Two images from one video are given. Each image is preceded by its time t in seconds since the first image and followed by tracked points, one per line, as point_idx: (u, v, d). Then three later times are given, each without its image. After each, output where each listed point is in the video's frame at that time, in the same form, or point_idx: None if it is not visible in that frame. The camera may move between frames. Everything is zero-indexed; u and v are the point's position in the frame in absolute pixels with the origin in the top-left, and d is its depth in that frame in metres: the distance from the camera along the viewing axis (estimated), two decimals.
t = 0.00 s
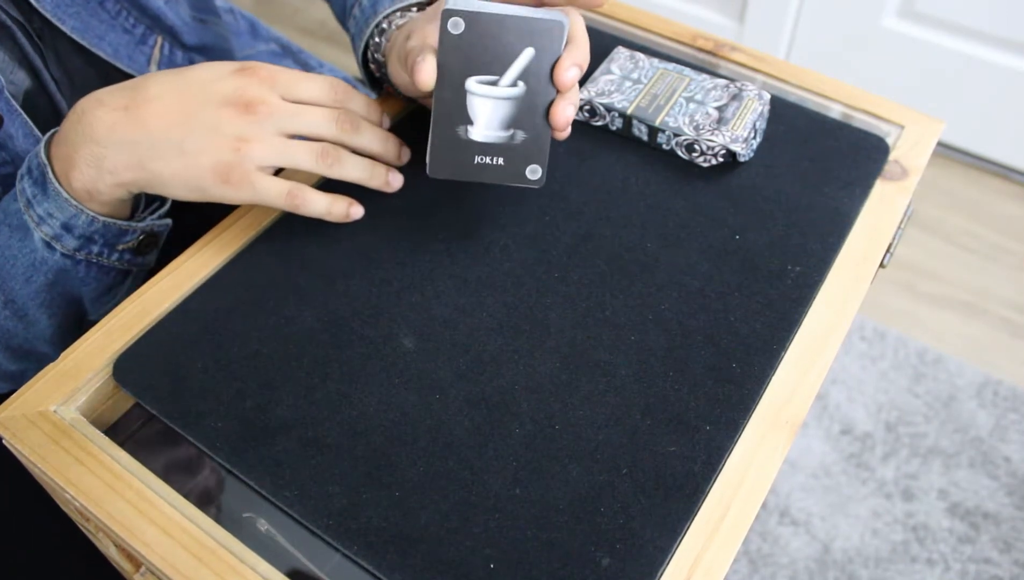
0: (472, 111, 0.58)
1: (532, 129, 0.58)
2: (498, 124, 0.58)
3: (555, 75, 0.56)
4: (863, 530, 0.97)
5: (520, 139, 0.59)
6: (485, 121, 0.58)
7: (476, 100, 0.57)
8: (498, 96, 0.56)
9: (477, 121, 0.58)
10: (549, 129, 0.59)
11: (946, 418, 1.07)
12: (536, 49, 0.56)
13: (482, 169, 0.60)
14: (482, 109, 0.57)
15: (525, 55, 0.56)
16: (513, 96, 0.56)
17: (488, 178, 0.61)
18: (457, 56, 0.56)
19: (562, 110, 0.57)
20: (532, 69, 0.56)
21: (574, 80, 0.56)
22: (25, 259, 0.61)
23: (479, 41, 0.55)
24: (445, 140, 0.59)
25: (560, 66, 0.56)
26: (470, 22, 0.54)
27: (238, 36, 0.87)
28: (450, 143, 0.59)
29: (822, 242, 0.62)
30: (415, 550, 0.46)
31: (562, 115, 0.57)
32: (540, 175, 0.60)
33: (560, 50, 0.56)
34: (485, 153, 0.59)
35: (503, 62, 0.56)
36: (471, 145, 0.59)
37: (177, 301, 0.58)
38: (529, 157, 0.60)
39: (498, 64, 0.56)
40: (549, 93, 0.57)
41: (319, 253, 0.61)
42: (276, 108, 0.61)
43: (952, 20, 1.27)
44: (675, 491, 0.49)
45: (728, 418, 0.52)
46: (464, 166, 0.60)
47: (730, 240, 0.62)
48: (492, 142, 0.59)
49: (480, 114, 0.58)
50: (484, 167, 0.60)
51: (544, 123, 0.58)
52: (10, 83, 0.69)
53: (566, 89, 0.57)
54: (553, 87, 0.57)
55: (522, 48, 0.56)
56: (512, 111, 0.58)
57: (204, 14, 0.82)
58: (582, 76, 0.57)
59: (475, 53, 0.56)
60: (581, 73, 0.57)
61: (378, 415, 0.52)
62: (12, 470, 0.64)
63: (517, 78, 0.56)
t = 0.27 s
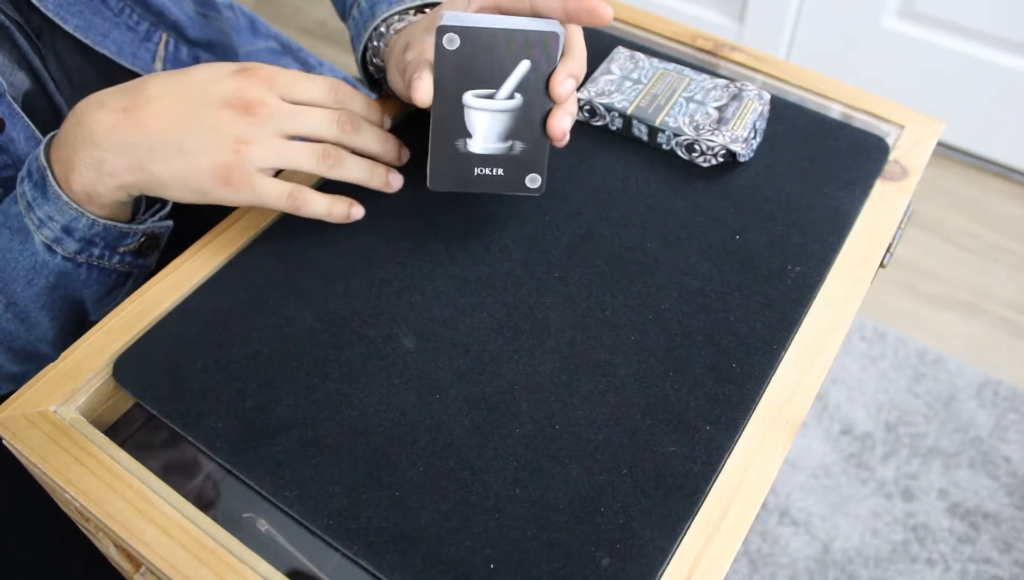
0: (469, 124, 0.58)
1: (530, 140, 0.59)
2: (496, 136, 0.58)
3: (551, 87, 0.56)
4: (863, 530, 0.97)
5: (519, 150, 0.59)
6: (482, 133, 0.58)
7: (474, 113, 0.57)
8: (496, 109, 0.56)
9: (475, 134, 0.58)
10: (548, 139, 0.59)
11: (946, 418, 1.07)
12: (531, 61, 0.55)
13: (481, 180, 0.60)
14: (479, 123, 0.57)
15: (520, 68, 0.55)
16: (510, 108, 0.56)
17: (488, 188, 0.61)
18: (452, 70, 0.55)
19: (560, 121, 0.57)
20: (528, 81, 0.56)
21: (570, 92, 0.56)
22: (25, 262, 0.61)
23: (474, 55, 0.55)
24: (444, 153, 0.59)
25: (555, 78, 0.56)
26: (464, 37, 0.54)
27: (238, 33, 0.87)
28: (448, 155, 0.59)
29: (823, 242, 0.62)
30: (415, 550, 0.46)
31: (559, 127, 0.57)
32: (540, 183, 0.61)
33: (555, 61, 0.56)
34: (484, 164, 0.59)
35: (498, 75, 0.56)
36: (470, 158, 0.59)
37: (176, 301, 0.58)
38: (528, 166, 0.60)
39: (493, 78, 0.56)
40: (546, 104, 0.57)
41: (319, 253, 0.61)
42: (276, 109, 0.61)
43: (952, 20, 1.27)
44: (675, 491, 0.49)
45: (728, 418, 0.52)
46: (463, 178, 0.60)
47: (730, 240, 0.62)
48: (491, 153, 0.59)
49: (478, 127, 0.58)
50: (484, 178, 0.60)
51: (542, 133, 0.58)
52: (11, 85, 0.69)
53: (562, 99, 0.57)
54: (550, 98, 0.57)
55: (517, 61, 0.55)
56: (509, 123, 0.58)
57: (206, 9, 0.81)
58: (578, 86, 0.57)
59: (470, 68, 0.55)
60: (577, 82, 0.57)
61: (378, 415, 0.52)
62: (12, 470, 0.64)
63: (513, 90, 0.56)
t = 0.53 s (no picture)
0: (469, 105, 0.58)
1: (530, 123, 0.59)
2: (496, 117, 0.58)
3: (551, 68, 0.56)
4: (863, 530, 0.97)
5: (519, 133, 0.59)
6: (483, 115, 0.58)
7: (474, 94, 0.57)
8: (496, 88, 0.56)
9: (475, 115, 0.58)
10: (548, 123, 0.59)
11: (946, 418, 1.07)
12: (533, 42, 0.56)
13: (480, 164, 0.60)
14: (479, 103, 0.57)
15: (522, 47, 0.56)
16: (510, 88, 0.57)
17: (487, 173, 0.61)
18: (454, 48, 0.56)
19: (560, 103, 0.57)
20: (528, 62, 0.57)
21: (572, 73, 0.56)
22: (25, 262, 0.61)
23: (476, 33, 0.55)
24: (444, 136, 0.59)
25: (556, 59, 0.56)
26: (466, 13, 0.55)
27: (238, 33, 0.88)
28: (447, 136, 0.59)
29: (823, 242, 0.62)
30: (415, 550, 0.46)
31: (560, 109, 0.57)
32: (539, 169, 0.60)
33: (556, 42, 0.56)
34: (483, 147, 0.59)
35: (500, 54, 0.56)
36: (469, 140, 0.59)
37: (176, 301, 0.58)
38: (528, 151, 0.59)
39: (495, 57, 0.56)
40: (546, 87, 0.57)
41: (319, 253, 0.61)
42: (276, 111, 0.61)
43: (953, 20, 1.27)
44: (675, 491, 0.49)
45: (728, 418, 0.52)
46: (462, 162, 0.60)
47: (730, 240, 0.62)
48: (491, 136, 0.59)
49: (478, 108, 0.58)
50: (484, 162, 0.60)
51: (541, 118, 0.58)
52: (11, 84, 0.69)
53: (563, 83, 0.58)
54: (550, 81, 0.57)
55: (518, 41, 0.56)
56: (509, 104, 0.58)
57: (204, 9, 0.81)
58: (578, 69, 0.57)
59: (472, 45, 0.56)
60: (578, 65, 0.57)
61: (378, 415, 0.52)
62: (12, 470, 0.64)
63: (514, 70, 0.57)
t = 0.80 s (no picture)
0: (464, 98, 0.58)
1: (526, 118, 0.59)
2: (491, 111, 0.58)
3: (547, 62, 0.56)
4: (863, 530, 0.97)
5: (514, 128, 0.59)
6: (478, 109, 0.58)
7: (469, 87, 0.57)
8: (491, 82, 0.56)
9: (470, 109, 0.58)
10: (543, 118, 0.59)
11: (946, 418, 1.07)
12: (529, 36, 0.56)
13: (475, 158, 0.60)
14: (474, 96, 0.57)
15: (518, 41, 0.56)
16: (505, 82, 0.57)
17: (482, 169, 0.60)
18: (449, 42, 0.56)
19: (555, 97, 0.57)
20: (524, 56, 0.57)
21: (568, 66, 0.57)
22: (24, 262, 0.62)
23: (471, 27, 0.56)
24: (439, 130, 0.59)
25: (552, 53, 0.56)
26: (461, 8, 0.55)
27: (238, 33, 0.87)
28: (441, 130, 0.59)
29: (822, 242, 0.62)
30: (415, 550, 0.46)
31: (555, 103, 0.57)
32: (534, 164, 0.60)
33: (553, 36, 0.56)
34: (478, 142, 0.59)
35: (495, 48, 0.56)
36: (464, 134, 0.59)
37: (176, 302, 0.58)
38: (523, 146, 0.59)
39: (490, 50, 0.56)
40: (542, 81, 0.57)
41: (319, 253, 0.61)
42: (276, 110, 0.60)
43: (952, 20, 1.27)
44: (675, 491, 0.49)
45: (728, 418, 0.52)
46: (457, 156, 0.60)
47: (730, 240, 0.62)
48: (486, 130, 0.59)
49: (472, 102, 0.58)
50: (478, 156, 0.60)
51: (536, 112, 0.58)
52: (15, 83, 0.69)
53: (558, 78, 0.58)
54: (546, 75, 0.57)
55: (514, 35, 0.56)
56: (505, 98, 0.58)
57: (205, 10, 0.82)
58: (574, 63, 0.57)
59: (467, 39, 0.56)
60: (574, 59, 0.57)
61: (378, 415, 0.52)
62: (12, 470, 0.64)
63: (509, 64, 0.57)
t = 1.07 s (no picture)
0: (461, 95, 0.58)
1: (522, 115, 0.59)
2: (488, 109, 0.58)
3: (545, 59, 0.57)
4: (863, 530, 0.97)
5: (510, 125, 0.59)
6: (474, 106, 0.58)
7: (465, 84, 0.57)
8: (489, 79, 0.56)
9: (466, 106, 0.58)
10: (540, 115, 0.59)
11: (946, 418, 1.07)
12: (526, 32, 0.56)
13: (472, 156, 0.60)
14: (471, 94, 0.57)
15: (515, 39, 0.56)
16: (503, 79, 0.57)
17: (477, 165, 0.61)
18: (446, 39, 0.56)
19: (553, 95, 0.57)
20: (521, 53, 0.57)
21: (565, 63, 0.57)
22: (21, 266, 0.61)
23: (468, 24, 0.56)
24: (436, 126, 0.59)
25: (551, 50, 0.56)
26: (459, 4, 0.55)
27: (238, 34, 0.87)
28: (438, 127, 0.59)
29: (822, 242, 0.62)
30: (416, 550, 0.46)
31: (553, 101, 0.57)
32: (530, 162, 0.60)
33: (550, 33, 0.56)
34: (474, 139, 0.59)
35: (493, 45, 0.56)
36: (461, 131, 0.59)
37: (176, 302, 0.58)
38: (519, 143, 0.60)
39: (488, 47, 0.56)
40: (540, 78, 0.57)
41: (318, 252, 0.61)
42: (243, 107, 0.57)
43: (952, 20, 1.27)
44: (675, 491, 0.49)
45: (728, 418, 0.52)
46: (454, 153, 0.60)
47: (730, 240, 0.62)
48: (482, 127, 0.59)
49: (470, 98, 0.58)
50: (475, 153, 0.60)
51: (533, 109, 0.58)
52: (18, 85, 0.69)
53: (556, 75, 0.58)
54: (543, 73, 0.57)
55: (511, 32, 0.56)
56: (502, 95, 0.58)
57: (206, 13, 0.81)
58: (572, 60, 0.57)
59: (464, 36, 0.56)
60: (572, 57, 0.57)
61: (378, 415, 0.52)
62: (12, 470, 0.64)
63: (507, 62, 0.57)
